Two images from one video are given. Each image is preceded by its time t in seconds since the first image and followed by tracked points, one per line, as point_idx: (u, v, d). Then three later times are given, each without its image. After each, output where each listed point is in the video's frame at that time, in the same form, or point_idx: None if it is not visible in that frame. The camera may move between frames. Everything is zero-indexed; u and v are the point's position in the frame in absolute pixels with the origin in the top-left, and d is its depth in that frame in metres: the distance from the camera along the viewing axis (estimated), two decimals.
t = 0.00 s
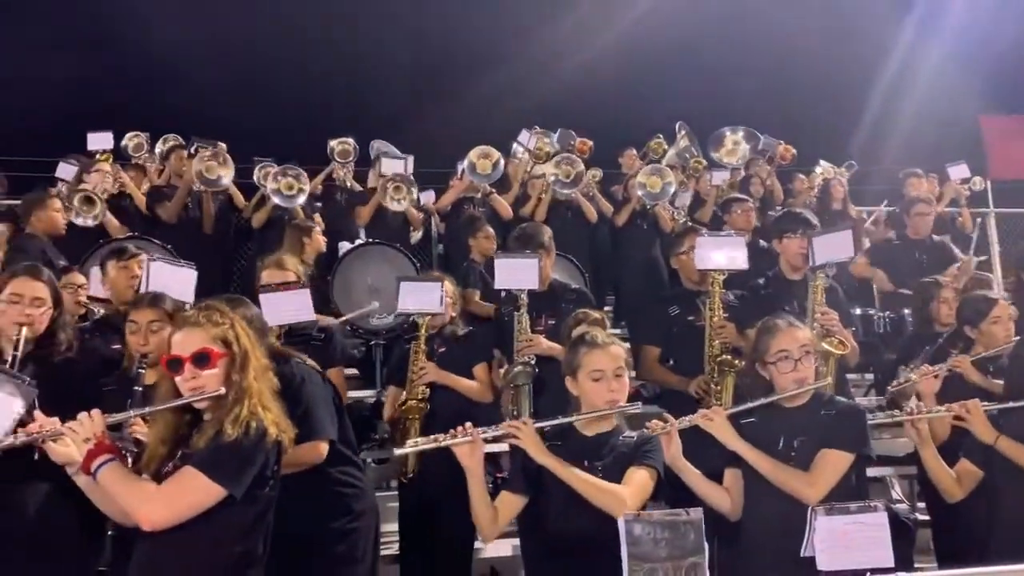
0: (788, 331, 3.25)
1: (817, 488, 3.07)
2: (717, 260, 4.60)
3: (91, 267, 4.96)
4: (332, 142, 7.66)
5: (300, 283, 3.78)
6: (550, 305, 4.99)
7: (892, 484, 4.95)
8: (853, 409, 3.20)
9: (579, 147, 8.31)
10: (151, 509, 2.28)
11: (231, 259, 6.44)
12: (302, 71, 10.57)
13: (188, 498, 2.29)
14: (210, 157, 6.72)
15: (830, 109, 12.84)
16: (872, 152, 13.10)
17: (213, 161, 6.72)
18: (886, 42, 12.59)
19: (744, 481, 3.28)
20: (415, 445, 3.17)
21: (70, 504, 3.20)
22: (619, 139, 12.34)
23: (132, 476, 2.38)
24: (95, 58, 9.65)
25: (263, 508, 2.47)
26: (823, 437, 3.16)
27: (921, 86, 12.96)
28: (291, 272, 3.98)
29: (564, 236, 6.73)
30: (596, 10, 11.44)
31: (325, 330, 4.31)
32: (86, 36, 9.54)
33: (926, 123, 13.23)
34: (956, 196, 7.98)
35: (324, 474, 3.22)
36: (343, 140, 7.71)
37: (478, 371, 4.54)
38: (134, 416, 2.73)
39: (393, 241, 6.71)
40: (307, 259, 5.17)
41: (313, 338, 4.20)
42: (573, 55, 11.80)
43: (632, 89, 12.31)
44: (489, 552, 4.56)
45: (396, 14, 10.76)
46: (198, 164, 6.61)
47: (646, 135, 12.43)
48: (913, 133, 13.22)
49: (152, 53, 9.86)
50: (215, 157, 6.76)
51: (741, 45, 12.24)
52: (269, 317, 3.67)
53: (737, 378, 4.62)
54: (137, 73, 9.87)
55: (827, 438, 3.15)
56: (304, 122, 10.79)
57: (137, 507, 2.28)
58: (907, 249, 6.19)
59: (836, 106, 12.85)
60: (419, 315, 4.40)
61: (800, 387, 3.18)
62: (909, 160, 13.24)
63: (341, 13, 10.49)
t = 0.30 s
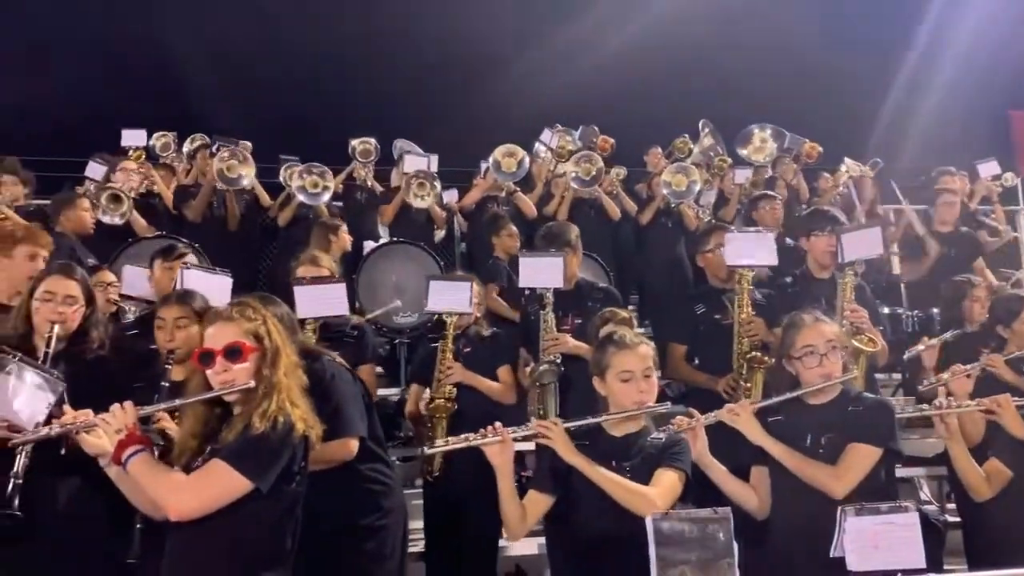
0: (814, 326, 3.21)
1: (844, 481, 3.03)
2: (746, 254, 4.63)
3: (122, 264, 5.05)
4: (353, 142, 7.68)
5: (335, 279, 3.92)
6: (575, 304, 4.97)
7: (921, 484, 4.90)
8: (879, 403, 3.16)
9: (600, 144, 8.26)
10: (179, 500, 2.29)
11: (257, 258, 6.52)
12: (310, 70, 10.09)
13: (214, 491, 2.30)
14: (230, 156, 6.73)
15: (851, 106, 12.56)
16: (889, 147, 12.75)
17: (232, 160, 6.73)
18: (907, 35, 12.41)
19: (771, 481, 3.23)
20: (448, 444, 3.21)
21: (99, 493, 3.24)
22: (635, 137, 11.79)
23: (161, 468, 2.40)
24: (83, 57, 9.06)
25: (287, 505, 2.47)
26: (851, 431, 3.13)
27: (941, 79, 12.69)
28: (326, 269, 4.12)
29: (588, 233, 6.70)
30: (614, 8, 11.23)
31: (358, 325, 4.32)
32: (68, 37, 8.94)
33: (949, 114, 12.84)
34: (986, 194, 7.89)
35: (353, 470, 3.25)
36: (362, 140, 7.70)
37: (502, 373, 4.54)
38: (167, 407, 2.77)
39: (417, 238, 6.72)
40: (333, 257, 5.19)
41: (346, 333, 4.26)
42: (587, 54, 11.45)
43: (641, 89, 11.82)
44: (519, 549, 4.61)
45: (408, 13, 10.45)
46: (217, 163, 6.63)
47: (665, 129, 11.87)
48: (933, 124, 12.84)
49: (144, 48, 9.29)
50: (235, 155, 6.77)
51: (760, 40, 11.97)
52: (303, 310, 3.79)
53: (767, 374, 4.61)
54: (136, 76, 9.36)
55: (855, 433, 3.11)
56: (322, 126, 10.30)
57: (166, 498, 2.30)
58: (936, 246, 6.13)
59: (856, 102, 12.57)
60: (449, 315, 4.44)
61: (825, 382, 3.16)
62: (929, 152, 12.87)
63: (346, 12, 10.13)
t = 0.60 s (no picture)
0: (841, 331, 3.18)
1: (870, 488, 3.00)
2: (772, 253, 4.61)
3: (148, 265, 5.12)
4: (372, 141, 7.74)
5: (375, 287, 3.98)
6: (598, 303, 4.98)
7: (948, 484, 4.84)
8: (907, 407, 3.11)
9: (625, 146, 8.25)
10: (207, 501, 2.31)
11: (283, 257, 6.55)
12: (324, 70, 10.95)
13: (241, 491, 2.32)
14: (245, 155, 6.80)
15: (862, 100, 12.63)
16: (900, 143, 12.78)
17: (247, 159, 6.79)
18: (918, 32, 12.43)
19: (797, 484, 3.21)
20: (475, 446, 3.21)
21: (125, 489, 3.26)
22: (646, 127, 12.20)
23: (189, 468, 2.43)
24: (105, 65, 10.07)
25: (314, 504, 2.48)
26: (878, 437, 3.09)
27: (957, 72, 12.57)
28: (360, 274, 4.19)
29: (609, 232, 6.72)
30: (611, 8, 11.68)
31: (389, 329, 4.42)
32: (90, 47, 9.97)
33: (964, 109, 12.67)
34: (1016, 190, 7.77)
35: (378, 470, 3.25)
36: (382, 139, 7.75)
37: (525, 373, 4.51)
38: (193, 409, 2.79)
39: (437, 236, 6.74)
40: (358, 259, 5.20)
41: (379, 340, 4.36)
42: (592, 53, 11.83)
43: (642, 87, 12.11)
44: (546, 550, 4.64)
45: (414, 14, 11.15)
46: (232, 163, 6.68)
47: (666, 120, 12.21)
48: (947, 119, 12.70)
49: (157, 52, 10.24)
50: (251, 154, 6.83)
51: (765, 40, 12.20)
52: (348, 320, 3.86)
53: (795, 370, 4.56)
54: (149, 79, 10.26)
55: (881, 437, 3.08)
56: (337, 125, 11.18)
57: (194, 500, 2.33)
58: (963, 242, 6.07)
59: (866, 97, 12.61)
60: (476, 317, 4.44)
61: (850, 389, 3.13)
62: (942, 148, 12.72)
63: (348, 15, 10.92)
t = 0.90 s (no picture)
0: (857, 327, 3.15)
1: (887, 485, 2.98)
2: (790, 254, 4.60)
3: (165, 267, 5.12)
4: (388, 141, 7.76)
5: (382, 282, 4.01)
6: (612, 304, 4.97)
7: (969, 485, 4.80)
8: (925, 404, 3.08)
9: (647, 148, 8.29)
10: (226, 505, 2.32)
11: (299, 259, 6.61)
12: (327, 77, 11.15)
13: (261, 494, 2.33)
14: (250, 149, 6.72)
15: (873, 100, 12.60)
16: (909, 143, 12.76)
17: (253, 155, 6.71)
18: (930, 32, 12.33)
19: (816, 481, 3.19)
20: (491, 448, 3.21)
21: (144, 489, 3.30)
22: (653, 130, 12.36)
23: (208, 472, 2.44)
24: (109, 65, 10.24)
25: (333, 506, 2.50)
26: (894, 434, 3.06)
27: (972, 70, 12.50)
28: (371, 273, 4.20)
29: (625, 232, 6.70)
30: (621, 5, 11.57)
31: (399, 327, 4.45)
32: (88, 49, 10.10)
33: (976, 109, 12.60)
34: None
35: (394, 472, 3.26)
36: (400, 139, 7.79)
37: (543, 372, 4.54)
38: (210, 413, 2.80)
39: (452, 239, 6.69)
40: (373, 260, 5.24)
41: (388, 337, 4.38)
42: (601, 51, 11.83)
43: (649, 88, 12.15)
44: (560, 552, 4.61)
45: (425, 16, 11.23)
46: (236, 158, 6.62)
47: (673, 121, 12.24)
48: (959, 120, 12.68)
49: (162, 52, 10.37)
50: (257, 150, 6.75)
51: (774, 45, 12.18)
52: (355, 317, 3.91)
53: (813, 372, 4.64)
54: (152, 79, 10.44)
55: (899, 435, 3.05)
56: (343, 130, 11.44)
57: (214, 504, 2.34)
58: (985, 241, 6.02)
59: (875, 98, 12.60)
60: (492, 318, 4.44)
61: (867, 385, 3.11)
62: (949, 150, 12.74)
63: (353, 20, 11.02)
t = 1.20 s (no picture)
0: (875, 333, 3.12)
1: (906, 492, 2.96)
2: (806, 255, 4.58)
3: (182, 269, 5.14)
4: (404, 144, 7.82)
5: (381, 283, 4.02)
6: (612, 304, 4.96)
7: (984, 487, 4.78)
8: (943, 409, 3.04)
9: (665, 148, 8.22)
10: (241, 504, 2.34)
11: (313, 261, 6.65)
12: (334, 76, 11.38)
13: (275, 494, 2.34)
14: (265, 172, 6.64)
15: (882, 101, 12.61)
16: (916, 141, 12.82)
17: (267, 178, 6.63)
18: (939, 32, 12.24)
19: (831, 486, 3.18)
20: (504, 448, 3.22)
21: (160, 489, 3.32)
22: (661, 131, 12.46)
23: (223, 471, 2.46)
24: (123, 65, 10.47)
25: (347, 506, 2.51)
26: (911, 438, 3.04)
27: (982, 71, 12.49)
28: (373, 274, 4.15)
29: (637, 233, 6.70)
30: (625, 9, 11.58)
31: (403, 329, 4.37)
32: (91, 50, 10.32)
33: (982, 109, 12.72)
34: None
35: (405, 472, 3.27)
36: (415, 142, 7.84)
37: (556, 372, 4.54)
38: (224, 412, 2.81)
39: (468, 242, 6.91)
40: (386, 262, 5.24)
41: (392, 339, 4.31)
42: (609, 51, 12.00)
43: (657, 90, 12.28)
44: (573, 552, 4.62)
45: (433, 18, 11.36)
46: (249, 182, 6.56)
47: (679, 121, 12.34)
48: (966, 117, 12.77)
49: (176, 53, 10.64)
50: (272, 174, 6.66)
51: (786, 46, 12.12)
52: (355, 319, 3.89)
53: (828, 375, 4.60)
54: (159, 78, 10.67)
55: (916, 440, 3.02)
56: (350, 131, 11.67)
57: (230, 503, 2.35)
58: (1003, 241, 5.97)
59: (883, 98, 12.62)
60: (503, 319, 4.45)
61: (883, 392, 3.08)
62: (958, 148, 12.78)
63: (349, 22, 11.11)
